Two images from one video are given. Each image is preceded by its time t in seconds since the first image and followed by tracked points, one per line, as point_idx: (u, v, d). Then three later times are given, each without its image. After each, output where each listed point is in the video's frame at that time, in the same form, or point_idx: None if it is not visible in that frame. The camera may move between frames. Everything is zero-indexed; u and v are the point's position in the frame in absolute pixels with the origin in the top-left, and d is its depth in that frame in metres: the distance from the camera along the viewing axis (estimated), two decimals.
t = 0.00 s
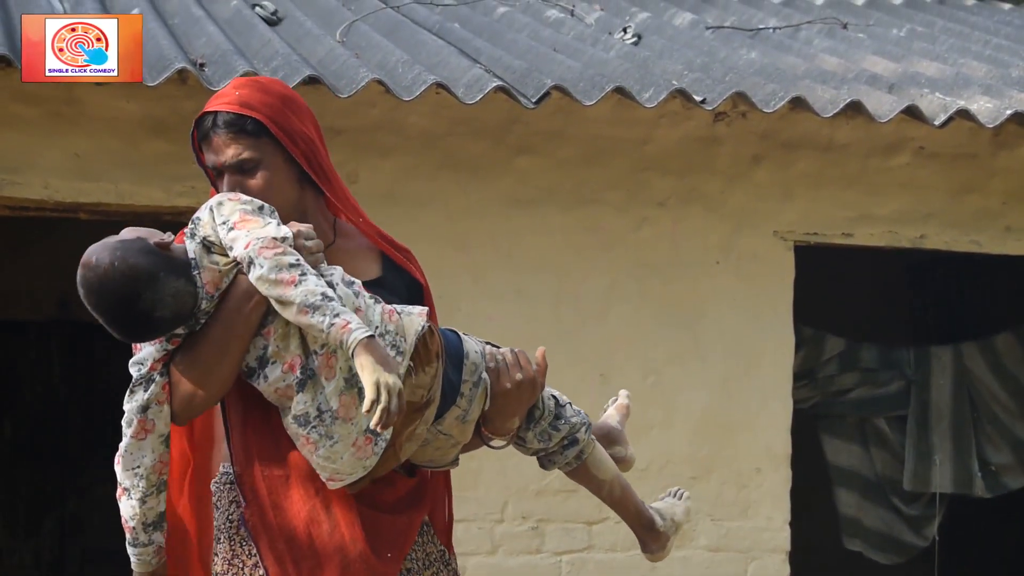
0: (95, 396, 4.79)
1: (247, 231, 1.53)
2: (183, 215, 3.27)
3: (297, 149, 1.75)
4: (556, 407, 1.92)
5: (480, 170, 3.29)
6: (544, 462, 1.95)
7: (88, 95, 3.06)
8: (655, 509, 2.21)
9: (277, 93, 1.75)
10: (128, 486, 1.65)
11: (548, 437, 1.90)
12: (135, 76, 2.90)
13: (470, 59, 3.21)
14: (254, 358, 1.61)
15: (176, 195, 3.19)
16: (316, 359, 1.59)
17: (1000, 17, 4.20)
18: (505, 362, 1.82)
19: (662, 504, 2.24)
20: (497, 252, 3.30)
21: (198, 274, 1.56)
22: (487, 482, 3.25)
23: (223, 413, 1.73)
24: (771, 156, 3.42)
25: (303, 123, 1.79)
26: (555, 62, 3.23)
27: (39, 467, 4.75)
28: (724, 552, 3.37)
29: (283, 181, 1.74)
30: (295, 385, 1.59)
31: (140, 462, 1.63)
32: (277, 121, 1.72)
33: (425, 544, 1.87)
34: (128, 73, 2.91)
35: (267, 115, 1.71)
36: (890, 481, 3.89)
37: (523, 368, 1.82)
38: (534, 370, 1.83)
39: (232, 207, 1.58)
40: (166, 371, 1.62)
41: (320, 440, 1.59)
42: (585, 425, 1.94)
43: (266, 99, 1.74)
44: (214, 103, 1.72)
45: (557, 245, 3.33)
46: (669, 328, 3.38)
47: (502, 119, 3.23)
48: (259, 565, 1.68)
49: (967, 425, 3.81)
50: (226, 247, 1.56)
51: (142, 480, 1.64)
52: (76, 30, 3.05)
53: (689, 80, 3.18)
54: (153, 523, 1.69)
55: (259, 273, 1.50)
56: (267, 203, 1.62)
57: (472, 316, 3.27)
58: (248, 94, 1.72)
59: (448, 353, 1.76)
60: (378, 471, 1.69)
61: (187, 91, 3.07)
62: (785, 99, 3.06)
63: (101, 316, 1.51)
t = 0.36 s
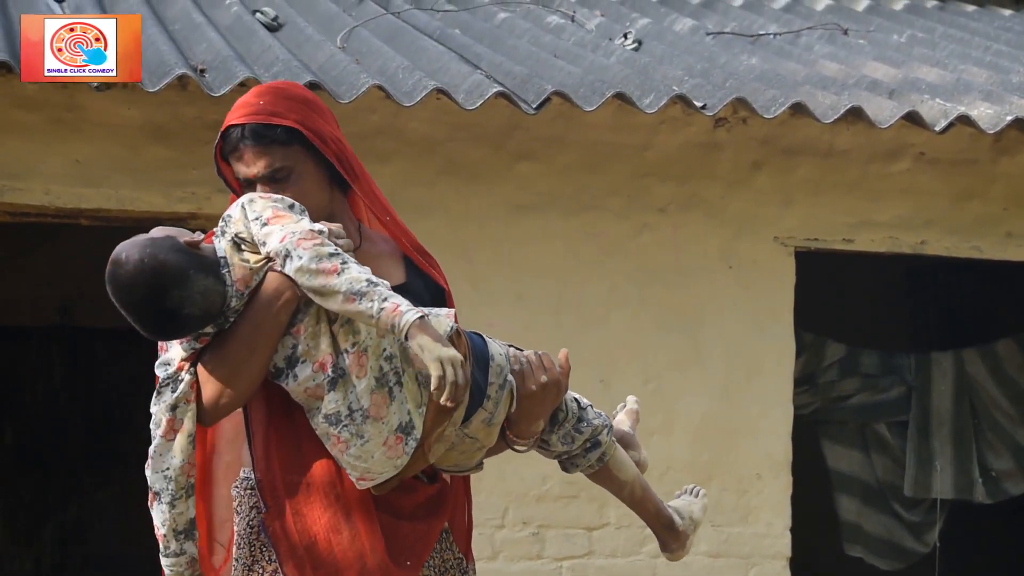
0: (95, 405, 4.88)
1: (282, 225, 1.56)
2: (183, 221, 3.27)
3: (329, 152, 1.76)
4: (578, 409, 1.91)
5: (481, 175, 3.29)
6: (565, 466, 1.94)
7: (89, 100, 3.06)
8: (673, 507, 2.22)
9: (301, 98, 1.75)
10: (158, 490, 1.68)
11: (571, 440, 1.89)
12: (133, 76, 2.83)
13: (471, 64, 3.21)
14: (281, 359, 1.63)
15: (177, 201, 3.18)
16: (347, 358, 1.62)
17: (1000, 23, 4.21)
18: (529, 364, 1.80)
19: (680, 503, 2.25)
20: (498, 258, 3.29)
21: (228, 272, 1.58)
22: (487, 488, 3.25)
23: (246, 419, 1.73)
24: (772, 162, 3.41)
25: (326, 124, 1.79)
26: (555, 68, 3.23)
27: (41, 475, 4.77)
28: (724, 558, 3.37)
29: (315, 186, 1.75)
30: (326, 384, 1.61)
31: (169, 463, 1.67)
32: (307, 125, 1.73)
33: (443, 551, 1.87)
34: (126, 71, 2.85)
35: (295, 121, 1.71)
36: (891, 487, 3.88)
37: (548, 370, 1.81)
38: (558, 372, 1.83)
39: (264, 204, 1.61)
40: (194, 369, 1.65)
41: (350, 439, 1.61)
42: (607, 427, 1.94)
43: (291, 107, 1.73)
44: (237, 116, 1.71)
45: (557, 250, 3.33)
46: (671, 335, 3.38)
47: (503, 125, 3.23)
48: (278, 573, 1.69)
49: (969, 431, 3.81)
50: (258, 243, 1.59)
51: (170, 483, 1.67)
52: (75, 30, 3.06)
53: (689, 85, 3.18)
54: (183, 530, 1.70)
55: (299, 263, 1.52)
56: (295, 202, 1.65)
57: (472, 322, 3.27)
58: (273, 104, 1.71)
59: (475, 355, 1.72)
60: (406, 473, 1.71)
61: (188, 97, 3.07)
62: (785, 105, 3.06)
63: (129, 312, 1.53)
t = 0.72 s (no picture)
0: (96, 410, 4.90)
1: (333, 213, 1.57)
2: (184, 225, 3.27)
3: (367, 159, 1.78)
4: (595, 436, 1.94)
5: (482, 178, 3.28)
6: (579, 492, 1.96)
7: (90, 104, 3.06)
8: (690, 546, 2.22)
9: (342, 103, 1.78)
10: (154, 455, 1.64)
11: (585, 465, 1.91)
12: (131, 76, 2.84)
13: (471, 67, 3.21)
14: (299, 350, 1.65)
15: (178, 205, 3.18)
16: (369, 359, 1.63)
17: (1001, 25, 4.21)
18: (546, 387, 1.85)
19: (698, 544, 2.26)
20: (499, 261, 3.30)
21: (270, 250, 1.62)
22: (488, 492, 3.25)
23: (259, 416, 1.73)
24: (772, 164, 3.41)
25: (366, 130, 1.82)
26: (555, 70, 3.23)
27: (43, 479, 4.82)
28: (725, 561, 3.37)
29: (350, 190, 1.78)
30: (345, 381, 1.63)
31: (170, 431, 1.64)
32: (345, 130, 1.76)
33: (449, 557, 1.88)
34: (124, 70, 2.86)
35: (333, 126, 1.74)
36: (894, 491, 3.88)
37: (563, 395, 1.85)
38: (574, 398, 1.85)
39: (319, 190, 1.62)
40: (211, 342, 1.66)
41: (364, 438, 1.63)
42: (623, 456, 1.96)
43: (332, 111, 1.76)
44: (278, 116, 1.75)
45: (558, 253, 3.33)
46: (673, 338, 3.39)
47: (503, 128, 3.22)
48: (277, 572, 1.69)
49: (971, 434, 3.82)
50: (306, 227, 1.60)
51: (170, 451, 1.64)
52: (74, 30, 3.07)
53: (690, 88, 3.18)
54: (172, 498, 1.65)
55: (346, 248, 1.52)
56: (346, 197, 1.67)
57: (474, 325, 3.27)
58: (314, 107, 1.75)
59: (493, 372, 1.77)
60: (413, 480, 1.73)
61: (189, 100, 3.07)
62: (786, 108, 3.06)
63: (170, 271, 1.56)
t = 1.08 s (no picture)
0: (97, 415, 4.90)
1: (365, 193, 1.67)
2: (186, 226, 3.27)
3: (375, 163, 1.80)
4: (604, 450, 1.95)
5: (483, 180, 3.28)
6: (588, 507, 1.97)
7: (90, 105, 3.06)
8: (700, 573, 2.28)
9: (347, 110, 1.82)
10: (160, 421, 1.65)
11: (592, 477, 1.93)
12: (131, 77, 2.85)
13: (472, 69, 3.21)
14: (309, 331, 1.69)
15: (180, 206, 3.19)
16: (382, 343, 1.67)
17: (1002, 26, 4.21)
18: (552, 393, 1.89)
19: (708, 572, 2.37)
20: (500, 262, 3.30)
21: (295, 222, 1.68)
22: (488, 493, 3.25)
23: (270, 413, 1.77)
24: (773, 165, 3.41)
25: (374, 136, 1.85)
26: (556, 72, 3.24)
27: (44, 479, 4.80)
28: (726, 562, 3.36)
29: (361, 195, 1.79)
30: (357, 363, 1.66)
31: (176, 395, 1.64)
32: (350, 136, 1.79)
33: (455, 558, 1.88)
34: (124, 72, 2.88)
35: (338, 134, 1.78)
36: (894, 492, 3.88)
37: (568, 402, 1.88)
38: (580, 408, 1.89)
39: (353, 173, 1.72)
40: (224, 310, 1.69)
41: (372, 420, 1.66)
42: (633, 472, 1.96)
43: (338, 119, 1.81)
44: (286, 127, 1.81)
45: (560, 254, 3.33)
46: (674, 340, 3.39)
47: (504, 129, 3.23)
48: (280, 568, 1.73)
49: (971, 434, 3.82)
50: (337, 204, 1.69)
51: (175, 416, 1.64)
52: (71, 30, 3.07)
53: (690, 89, 3.17)
54: (176, 465, 1.66)
55: (379, 222, 1.62)
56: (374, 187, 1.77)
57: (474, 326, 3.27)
58: (320, 114, 1.79)
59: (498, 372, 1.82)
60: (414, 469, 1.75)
61: (189, 101, 3.07)
62: (787, 109, 3.06)
63: (196, 225, 1.59)
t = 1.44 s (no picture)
0: (97, 415, 4.92)
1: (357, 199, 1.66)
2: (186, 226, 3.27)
3: (372, 175, 1.79)
4: (608, 452, 1.95)
5: (483, 181, 3.28)
6: (594, 509, 1.97)
7: (90, 105, 3.06)
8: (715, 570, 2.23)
9: (347, 122, 1.81)
10: (161, 433, 1.66)
11: (596, 479, 1.92)
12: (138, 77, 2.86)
13: (472, 69, 3.21)
14: (305, 338, 1.71)
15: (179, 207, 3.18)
16: (374, 349, 1.67)
17: (1001, 27, 4.21)
18: (551, 396, 1.88)
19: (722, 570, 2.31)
20: (500, 263, 3.30)
21: (285, 229, 1.68)
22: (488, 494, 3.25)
23: (273, 418, 1.78)
24: (773, 166, 3.42)
25: (374, 148, 1.84)
26: (556, 72, 3.24)
27: (44, 480, 4.80)
28: (726, 563, 3.36)
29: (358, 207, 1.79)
30: (352, 369, 1.67)
31: (175, 408, 1.66)
32: (348, 150, 1.78)
33: (458, 560, 1.89)
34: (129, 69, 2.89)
35: (336, 148, 1.78)
36: (895, 492, 3.89)
37: (567, 406, 1.88)
38: (580, 412, 1.89)
39: (345, 179, 1.71)
40: (221, 321, 1.70)
41: (366, 426, 1.66)
42: (638, 474, 1.95)
43: (336, 130, 1.80)
44: (285, 138, 1.81)
45: (560, 255, 3.33)
46: (675, 341, 3.39)
47: (503, 130, 3.22)
48: (280, 569, 1.72)
49: (971, 435, 3.82)
50: (328, 210, 1.67)
51: (175, 428, 1.66)
52: (69, 30, 3.07)
53: (691, 90, 3.17)
54: (179, 477, 1.67)
55: (369, 227, 1.61)
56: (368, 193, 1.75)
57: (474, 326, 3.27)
58: (318, 126, 1.79)
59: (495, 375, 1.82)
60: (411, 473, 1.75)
61: (189, 102, 3.07)
62: (787, 109, 3.06)
63: (183, 236, 1.62)
